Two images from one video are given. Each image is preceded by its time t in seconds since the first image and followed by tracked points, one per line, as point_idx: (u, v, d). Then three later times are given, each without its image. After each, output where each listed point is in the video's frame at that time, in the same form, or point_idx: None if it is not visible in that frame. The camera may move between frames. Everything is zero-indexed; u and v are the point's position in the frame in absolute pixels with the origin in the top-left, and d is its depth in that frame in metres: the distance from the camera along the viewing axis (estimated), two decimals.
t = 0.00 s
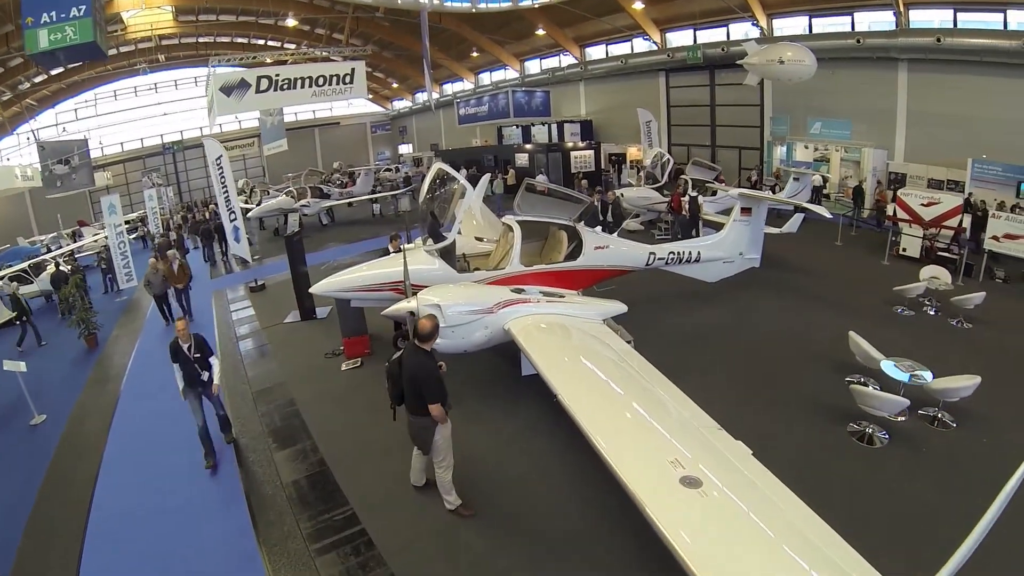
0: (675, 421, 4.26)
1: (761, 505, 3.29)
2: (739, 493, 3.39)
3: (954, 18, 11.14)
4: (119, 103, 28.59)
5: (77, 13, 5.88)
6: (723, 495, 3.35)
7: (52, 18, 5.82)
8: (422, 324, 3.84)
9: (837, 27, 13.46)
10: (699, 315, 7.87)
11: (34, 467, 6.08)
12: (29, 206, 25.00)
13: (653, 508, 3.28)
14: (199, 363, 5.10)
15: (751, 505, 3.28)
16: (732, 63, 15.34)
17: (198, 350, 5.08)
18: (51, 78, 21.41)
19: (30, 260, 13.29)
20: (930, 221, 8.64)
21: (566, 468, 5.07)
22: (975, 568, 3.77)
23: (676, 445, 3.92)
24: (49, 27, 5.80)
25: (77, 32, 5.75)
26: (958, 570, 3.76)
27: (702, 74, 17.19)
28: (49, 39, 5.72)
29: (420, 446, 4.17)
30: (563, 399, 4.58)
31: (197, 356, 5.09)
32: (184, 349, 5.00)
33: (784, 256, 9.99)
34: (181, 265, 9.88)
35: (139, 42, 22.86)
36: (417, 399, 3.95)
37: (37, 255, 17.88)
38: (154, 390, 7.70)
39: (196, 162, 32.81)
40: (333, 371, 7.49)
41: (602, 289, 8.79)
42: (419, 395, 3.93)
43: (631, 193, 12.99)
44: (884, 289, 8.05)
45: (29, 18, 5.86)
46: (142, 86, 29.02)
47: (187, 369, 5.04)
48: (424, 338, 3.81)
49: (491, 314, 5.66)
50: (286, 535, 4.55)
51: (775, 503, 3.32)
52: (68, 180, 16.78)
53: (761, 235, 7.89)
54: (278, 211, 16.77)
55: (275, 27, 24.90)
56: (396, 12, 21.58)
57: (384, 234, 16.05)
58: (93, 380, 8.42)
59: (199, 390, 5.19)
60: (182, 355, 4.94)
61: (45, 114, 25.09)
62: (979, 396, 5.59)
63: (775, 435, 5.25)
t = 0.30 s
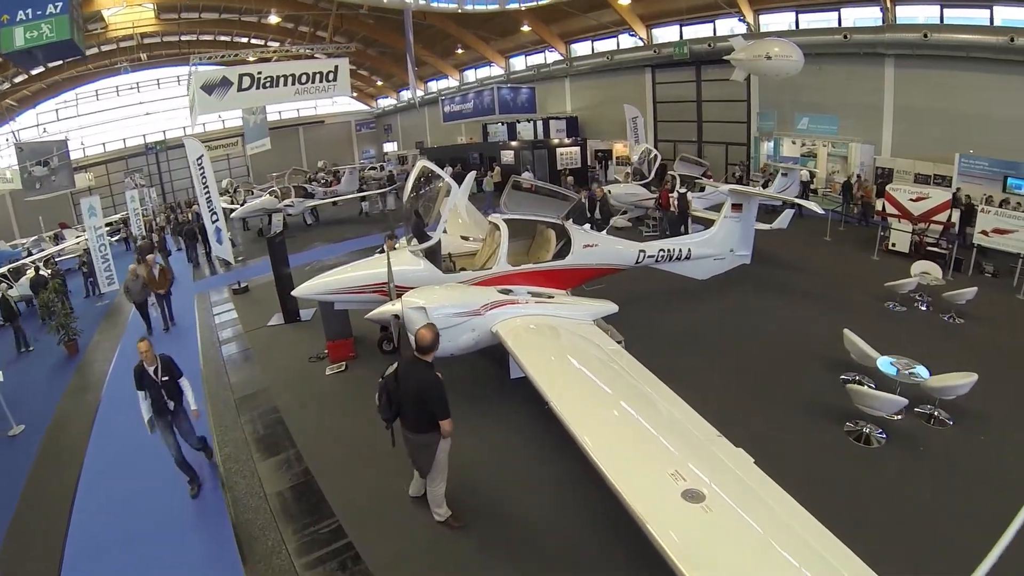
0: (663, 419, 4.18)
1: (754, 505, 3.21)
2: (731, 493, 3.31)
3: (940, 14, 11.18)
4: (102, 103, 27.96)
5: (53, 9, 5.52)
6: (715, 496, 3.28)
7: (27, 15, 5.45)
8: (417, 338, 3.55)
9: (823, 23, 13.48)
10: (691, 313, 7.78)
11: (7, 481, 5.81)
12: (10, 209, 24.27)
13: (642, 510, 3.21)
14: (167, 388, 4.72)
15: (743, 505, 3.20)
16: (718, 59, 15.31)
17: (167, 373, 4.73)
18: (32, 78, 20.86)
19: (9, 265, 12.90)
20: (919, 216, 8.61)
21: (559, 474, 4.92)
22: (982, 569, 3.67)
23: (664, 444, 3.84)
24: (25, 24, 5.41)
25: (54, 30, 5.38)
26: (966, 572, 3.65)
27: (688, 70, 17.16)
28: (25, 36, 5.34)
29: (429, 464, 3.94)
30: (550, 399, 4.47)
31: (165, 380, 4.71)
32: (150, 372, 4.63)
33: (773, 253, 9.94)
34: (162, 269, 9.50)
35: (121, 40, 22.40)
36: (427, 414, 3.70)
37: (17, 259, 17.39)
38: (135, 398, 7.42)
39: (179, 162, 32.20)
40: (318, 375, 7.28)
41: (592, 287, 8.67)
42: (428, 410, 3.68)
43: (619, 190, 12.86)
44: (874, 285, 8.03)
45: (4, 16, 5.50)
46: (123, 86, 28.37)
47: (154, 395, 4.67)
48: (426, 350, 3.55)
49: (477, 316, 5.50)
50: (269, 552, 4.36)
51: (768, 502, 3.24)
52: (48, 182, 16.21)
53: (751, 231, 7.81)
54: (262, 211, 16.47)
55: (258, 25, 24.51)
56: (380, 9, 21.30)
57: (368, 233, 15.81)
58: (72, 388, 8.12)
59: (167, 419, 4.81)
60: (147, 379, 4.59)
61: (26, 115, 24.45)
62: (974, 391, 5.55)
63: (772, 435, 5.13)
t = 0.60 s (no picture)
0: (649, 417, 4.10)
1: (745, 505, 3.14)
2: (721, 493, 3.24)
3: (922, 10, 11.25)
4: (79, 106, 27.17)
5: (24, 10, 4.72)
6: (704, 496, 3.20)
7: None
8: (408, 347, 3.41)
9: (805, 18, 13.53)
10: (681, 310, 7.70)
11: None
12: None
13: (628, 512, 3.13)
14: (134, 425, 4.14)
15: (734, 505, 3.13)
16: (700, 54, 15.29)
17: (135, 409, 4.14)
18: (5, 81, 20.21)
19: None
20: (905, 209, 8.69)
21: (553, 478, 4.78)
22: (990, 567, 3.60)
23: (651, 443, 3.76)
24: None
25: (25, 33, 4.60)
26: (974, 571, 3.58)
27: (670, 65, 17.13)
28: None
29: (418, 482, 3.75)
30: (534, 400, 4.36)
31: (133, 416, 4.14)
32: (115, 409, 4.08)
33: (760, 248, 9.91)
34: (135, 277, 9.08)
35: (98, 41, 21.88)
36: (417, 428, 3.52)
37: None
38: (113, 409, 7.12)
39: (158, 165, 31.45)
40: (301, 382, 7.06)
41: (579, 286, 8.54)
42: (417, 424, 3.50)
43: (603, 186, 12.71)
44: (861, 279, 8.04)
45: None
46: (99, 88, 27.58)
47: (119, 432, 4.11)
48: (417, 361, 3.39)
49: (462, 320, 5.33)
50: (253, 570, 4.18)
51: (759, 501, 3.16)
52: (22, 187, 15.55)
53: (739, 227, 7.74)
54: (242, 213, 16.14)
55: (237, 25, 24.05)
56: (361, 7, 20.99)
57: (350, 234, 15.53)
58: (46, 401, 7.79)
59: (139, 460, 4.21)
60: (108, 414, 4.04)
61: None
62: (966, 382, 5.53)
63: (769, 433, 5.04)
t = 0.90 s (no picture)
0: (635, 416, 4.04)
1: (732, 502, 3.10)
2: (708, 491, 3.20)
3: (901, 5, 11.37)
4: (56, 111, 26.33)
5: None
6: (690, 495, 3.16)
7: None
8: (388, 356, 3.29)
9: (785, 13, 13.61)
10: (669, 308, 7.65)
11: None
12: None
13: (615, 513, 3.07)
14: (100, 468, 3.81)
15: (726, 506, 3.06)
16: (681, 51, 15.31)
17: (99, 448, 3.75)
18: None
19: None
20: (889, 203, 8.92)
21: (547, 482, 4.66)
22: (996, 560, 3.56)
23: (637, 442, 3.70)
24: None
25: None
26: (980, 567, 3.53)
27: (652, 62, 17.11)
28: None
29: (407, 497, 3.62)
30: (518, 403, 4.26)
31: (97, 458, 3.78)
32: (77, 449, 3.71)
33: (744, 243, 9.88)
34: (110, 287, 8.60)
35: (75, 44, 21.40)
36: (403, 443, 3.38)
37: None
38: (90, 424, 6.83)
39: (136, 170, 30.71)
40: (283, 391, 6.87)
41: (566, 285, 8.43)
42: (402, 437, 3.36)
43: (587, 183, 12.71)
44: (847, 273, 8.06)
45: None
46: (76, 92, 26.81)
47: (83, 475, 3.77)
48: (398, 371, 3.26)
49: (445, 324, 5.17)
50: None
51: (747, 498, 3.13)
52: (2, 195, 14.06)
53: (725, 224, 7.69)
54: (222, 217, 15.82)
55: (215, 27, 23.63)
56: (340, 7, 20.70)
57: (332, 238, 15.28)
58: (20, 416, 7.50)
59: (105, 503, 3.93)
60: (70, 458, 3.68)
61: None
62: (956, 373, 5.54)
63: (764, 430, 4.98)
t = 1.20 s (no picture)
0: (616, 417, 4.00)
1: (724, 508, 3.04)
2: (693, 492, 3.18)
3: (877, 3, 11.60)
4: (29, 117, 25.41)
5: None
6: (674, 497, 3.14)
7: None
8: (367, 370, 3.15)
9: (762, 11, 13.72)
10: (656, 305, 7.59)
11: None
12: None
13: (601, 520, 3.02)
14: (64, 524, 3.31)
15: (721, 515, 2.98)
16: (659, 49, 15.33)
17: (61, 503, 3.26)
18: None
19: None
20: (870, 197, 9.01)
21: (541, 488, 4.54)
22: (999, 553, 3.54)
23: (620, 444, 3.66)
24: None
25: None
26: (974, 557, 3.52)
27: (629, 61, 17.12)
28: None
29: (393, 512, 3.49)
30: (499, 409, 4.15)
31: (59, 514, 3.28)
32: (34, 506, 3.19)
33: (725, 241, 9.88)
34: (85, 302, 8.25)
35: (48, 49, 20.83)
36: (388, 458, 3.24)
37: None
38: (65, 442, 6.53)
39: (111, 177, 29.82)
40: (261, 402, 6.67)
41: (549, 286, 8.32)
42: (385, 450, 3.22)
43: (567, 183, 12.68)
44: (830, 268, 8.11)
45: None
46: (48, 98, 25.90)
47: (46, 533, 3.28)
48: (379, 386, 3.13)
49: (425, 331, 5.00)
50: None
51: (731, 497, 3.12)
52: None
53: (707, 221, 7.64)
54: (199, 224, 15.46)
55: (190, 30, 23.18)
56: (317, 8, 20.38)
57: (309, 243, 15.00)
58: None
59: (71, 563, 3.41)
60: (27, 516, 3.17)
61: None
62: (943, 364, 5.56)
63: (755, 426, 4.94)
